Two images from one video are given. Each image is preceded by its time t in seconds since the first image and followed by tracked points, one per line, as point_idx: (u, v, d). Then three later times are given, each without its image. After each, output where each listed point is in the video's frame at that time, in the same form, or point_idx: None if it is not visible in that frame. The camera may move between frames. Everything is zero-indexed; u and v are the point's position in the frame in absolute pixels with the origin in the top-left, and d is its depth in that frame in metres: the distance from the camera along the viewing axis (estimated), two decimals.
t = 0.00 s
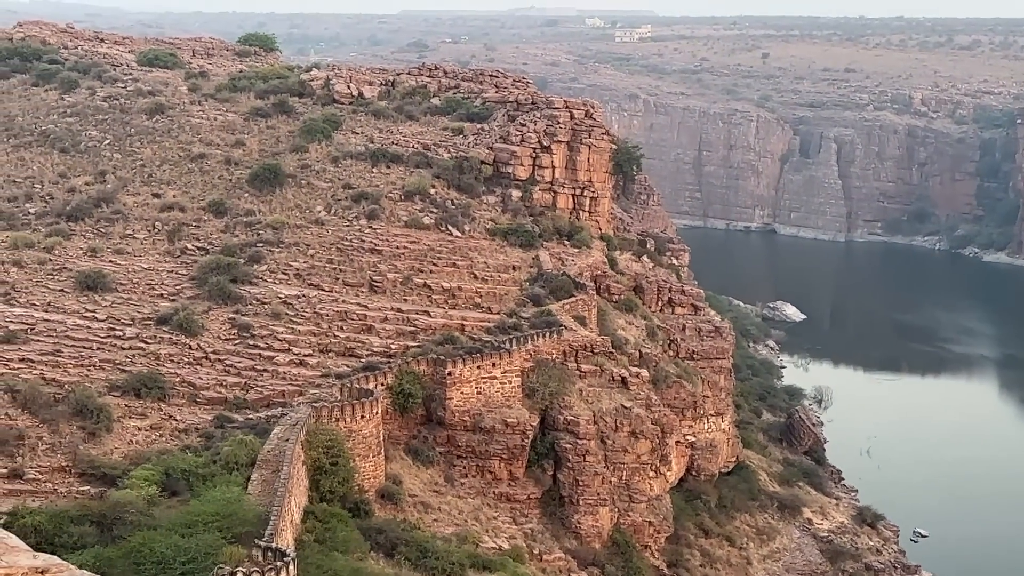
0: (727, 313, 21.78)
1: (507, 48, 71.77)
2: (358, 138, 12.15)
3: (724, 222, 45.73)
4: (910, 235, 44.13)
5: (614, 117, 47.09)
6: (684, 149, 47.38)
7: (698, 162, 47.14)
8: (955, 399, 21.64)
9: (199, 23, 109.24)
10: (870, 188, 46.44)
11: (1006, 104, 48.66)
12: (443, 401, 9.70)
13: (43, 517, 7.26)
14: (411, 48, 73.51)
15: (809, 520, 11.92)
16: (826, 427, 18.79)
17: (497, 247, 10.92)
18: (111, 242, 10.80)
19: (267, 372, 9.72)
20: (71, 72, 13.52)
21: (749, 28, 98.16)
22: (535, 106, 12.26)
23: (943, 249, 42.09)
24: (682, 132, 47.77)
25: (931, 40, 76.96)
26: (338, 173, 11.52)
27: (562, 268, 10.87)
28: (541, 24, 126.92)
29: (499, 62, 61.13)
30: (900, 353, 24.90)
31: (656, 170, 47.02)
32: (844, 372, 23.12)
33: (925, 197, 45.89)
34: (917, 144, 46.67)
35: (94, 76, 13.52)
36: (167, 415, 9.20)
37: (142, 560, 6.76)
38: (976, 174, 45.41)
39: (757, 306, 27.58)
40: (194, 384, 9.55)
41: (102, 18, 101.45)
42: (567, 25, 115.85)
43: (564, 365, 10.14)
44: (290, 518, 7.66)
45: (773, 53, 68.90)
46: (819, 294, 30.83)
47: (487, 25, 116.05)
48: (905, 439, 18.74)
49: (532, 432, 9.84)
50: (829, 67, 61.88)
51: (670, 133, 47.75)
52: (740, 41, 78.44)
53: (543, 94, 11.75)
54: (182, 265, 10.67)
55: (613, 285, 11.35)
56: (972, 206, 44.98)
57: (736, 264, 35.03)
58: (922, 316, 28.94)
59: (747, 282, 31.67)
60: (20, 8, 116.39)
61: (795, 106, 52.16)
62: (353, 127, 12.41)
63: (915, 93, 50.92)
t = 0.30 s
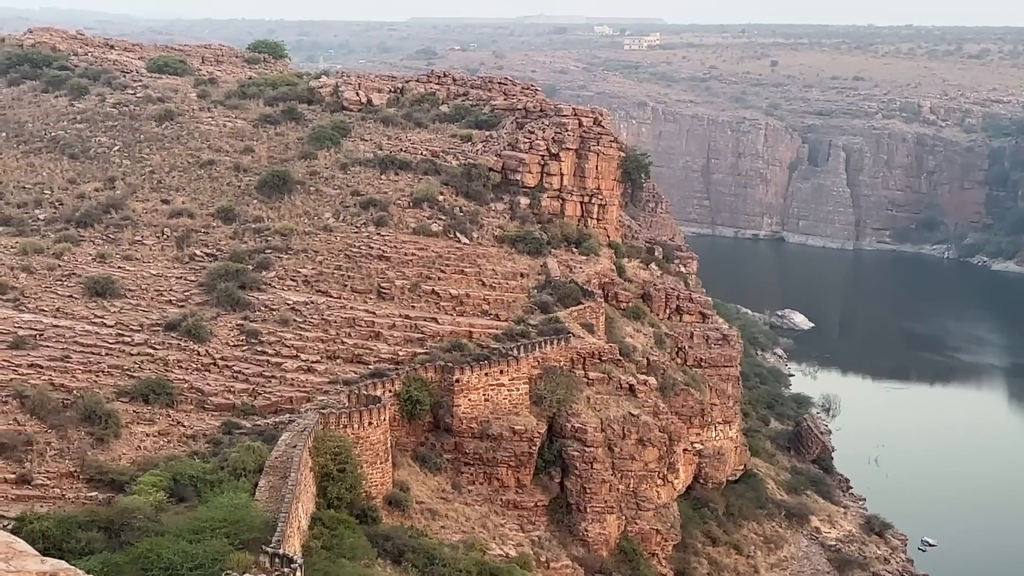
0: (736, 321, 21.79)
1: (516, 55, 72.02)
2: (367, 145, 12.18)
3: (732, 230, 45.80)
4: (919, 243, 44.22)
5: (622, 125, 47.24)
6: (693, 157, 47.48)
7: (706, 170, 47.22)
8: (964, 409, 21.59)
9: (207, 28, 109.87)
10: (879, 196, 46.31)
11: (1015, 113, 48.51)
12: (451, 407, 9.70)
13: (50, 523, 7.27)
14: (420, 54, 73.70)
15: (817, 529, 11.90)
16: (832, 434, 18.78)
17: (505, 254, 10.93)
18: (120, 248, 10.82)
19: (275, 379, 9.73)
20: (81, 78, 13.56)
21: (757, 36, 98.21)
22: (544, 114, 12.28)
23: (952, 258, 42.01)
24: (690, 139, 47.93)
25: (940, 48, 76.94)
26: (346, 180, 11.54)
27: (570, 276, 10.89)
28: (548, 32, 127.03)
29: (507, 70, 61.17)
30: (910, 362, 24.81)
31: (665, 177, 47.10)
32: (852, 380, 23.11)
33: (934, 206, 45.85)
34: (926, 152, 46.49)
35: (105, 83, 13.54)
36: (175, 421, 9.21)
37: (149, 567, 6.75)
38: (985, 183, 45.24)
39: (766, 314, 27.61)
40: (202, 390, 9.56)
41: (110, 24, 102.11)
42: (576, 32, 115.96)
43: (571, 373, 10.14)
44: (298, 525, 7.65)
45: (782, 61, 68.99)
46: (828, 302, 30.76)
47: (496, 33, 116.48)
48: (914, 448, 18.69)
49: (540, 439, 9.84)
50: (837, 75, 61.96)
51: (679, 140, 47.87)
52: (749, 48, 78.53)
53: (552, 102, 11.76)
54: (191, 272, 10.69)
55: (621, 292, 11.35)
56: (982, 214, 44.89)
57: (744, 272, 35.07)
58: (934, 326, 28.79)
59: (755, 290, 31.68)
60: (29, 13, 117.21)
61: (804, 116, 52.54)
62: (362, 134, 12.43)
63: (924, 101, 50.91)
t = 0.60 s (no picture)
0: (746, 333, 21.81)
1: (526, 64, 72.23)
2: (376, 154, 12.19)
3: (741, 240, 46.03)
4: (928, 254, 44.29)
5: (632, 134, 47.06)
6: (701, 167, 47.54)
7: (715, 180, 47.27)
8: (976, 422, 21.46)
9: (217, 38, 110.97)
10: (889, 207, 46.26)
11: None
12: (459, 417, 9.69)
13: (59, 531, 7.27)
14: (429, 63, 73.88)
15: (825, 540, 11.87)
16: (841, 444, 18.77)
17: (514, 264, 10.94)
18: (129, 256, 10.85)
19: (283, 387, 9.73)
20: (91, 87, 13.60)
21: (766, 46, 98.18)
22: (553, 123, 12.30)
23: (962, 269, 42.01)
24: (699, 149, 47.87)
25: (948, 60, 76.86)
26: (355, 189, 11.55)
27: (578, 285, 10.89)
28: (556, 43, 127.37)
29: (516, 79, 61.11)
30: (921, 375, 24.65)
31: (674, 188, 47.12)
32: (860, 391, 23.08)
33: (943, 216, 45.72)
34: (935, 163, 46.30)
35: (116, 93, 13.58)
36: (183, 430, 9.22)
37: (157, 575, 6.78)
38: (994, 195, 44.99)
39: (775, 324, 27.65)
40: (210, 399, 9.56)
41: (121, 32, 102.81)
42: (584, 42, 116.10)
43: (579, 383, 10.13)
44: (306, 534, 7.64)
45: (790, 71, 68.96)
46: (837, 314, 30.66)
47: (506, 44, 117.04)
48: (926, 460, 18.60)
49: (549, 449, 9.87)
50: (845, 86, 61.79)
51: (688, 151, 47.85)
52: (758, 58, 78.60)
53: (561, 112, 11.78)
54: (200, 280, 10.71)
55: (630, 302, 11.34)
56: (992, 225, 44.64)
57: (752, 281, 35.17)
58: (946, 339, 28.57)
59: (764, 300, 31.73)
60: (40, 20, 118.22)
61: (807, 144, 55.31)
62: (371, 143, 12.45)
63: (933, 112, 50.85)
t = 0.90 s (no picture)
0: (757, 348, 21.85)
1: (536, 78, 72.60)
2: (387, 168, 12.22)
3: (751, 254, 45.94)
4: (939, 269, 44.32)
5: (642, 148, 47.24)
6: (711, 181, 47.60)
7: (725, 194, 47.31)
8: (988, 438, 21.35)
9: (229, 51, 112.12)
10: (900, 221, 46.22)
11: None
12: (469, 430, 9.68)
13: (68, 543, 7.24)
14: (441, 77, 74.47)
15: (836, 556, 11.82)
16: (851, 458, 18.72)
17: (524, 277, 10.94)
18: (140, 269, 10.87)
19: (294, 401, 9.73)
20: (104, 101, 13.66)
21: (775, 60, 98.12)
22: (564, 137, 12.32)
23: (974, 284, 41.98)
24: (709, 163, 47.93)
25: (958, 75, 76.77)
26: (366, 203, 11.57)
27: (588, 299, 10.89)
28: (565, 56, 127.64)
29: (526, 93, 61.49)
30: (933, 391, 24.49)
31: (684, 202, 47.35)
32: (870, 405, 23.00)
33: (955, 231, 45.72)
34: (946, 177, 46.38)
35: (128, 106, 13.63)
36: (194, 442, 9.22)
37: None
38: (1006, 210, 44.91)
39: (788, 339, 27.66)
40: (220, 411, 9.57)
41: (134, 45, 103.91)
42: (594, 56, 116.38)
43: (590, 397, 10.11)
44: (315, 548, 7.61)
45: (801, 86, 69.05)
46: (849, 328, 30.56)
47: (517, 57, 117.70)
48: (938, 476, 18.47)
49: (560, 463, 9.85)
50: (855, 101, 61.70)
51: (699, 165, 47.93)
52: (768, 73, 78.87)
53: (572, 126, 11.81)
54: (210, 293, 10.72)
55: (640, 316, 11.36)
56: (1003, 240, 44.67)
57: (762, 295, 35.14)
58: (959, 355, 28.33)
59: (776, 314, 31.73)
60: (53, 33, 119.49)
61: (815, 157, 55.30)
62: (382, 157, 12.48)
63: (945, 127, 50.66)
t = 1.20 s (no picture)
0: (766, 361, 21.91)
1: (546, 94, 73.09)
2: (397, 182, 12.24)
3: (762, 269, 46.13)
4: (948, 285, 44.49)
5: (653, 164, 47.11)
6: (721, 197, 47.55)
7: (736, 210, 47.34)
8: (999, 455, 21.27)
9: (239, 68, 113.76)
10: (910, 237, 46.20)
11: None
12: (478, 445, 9.66)
13: (78, 556, 7.32)
14: (455, 92, 74.85)
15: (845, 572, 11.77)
16: (860, 475, 18.72)
17: (533, 292, 10.96)
18: (151, 282, 10.90)
19: (303, 415, 9.73)
20: (115, 115, 13.72)
21: (785, 77, 98.24)
22: (573, 152, 12.34)
23: (983, 300, 42.31)
24: (720, 179, 47.93)
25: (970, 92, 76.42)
26: (376, 217, 11.58)
27: (597, 314, 10.88)
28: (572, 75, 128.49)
29: (538, 109, 61.35)
30: (944, 408, 24.45)
31: (695, 218, 47.21)
32: (879, 422, 23.00)
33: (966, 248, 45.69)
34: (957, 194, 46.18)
35: (138, 121, 13.65)
36: (203, 456, 9.21)
37: None
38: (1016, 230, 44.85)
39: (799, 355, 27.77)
40: (230, 425, 9.57)
41: (147, 59, 105.31)
42: (602, 72, 117.52)
43: (599, 412, 10.09)
44: (323, 563, 7.57)
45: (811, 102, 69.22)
46: (860, 344, 30.59)
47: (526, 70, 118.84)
48: (949, 493, 18.43)
49: (569, 477, 9.82)
50: (869, 116, 61.66)
51: (709, 180, 47.88)
52: (777, 89, 79.33)
53: (581, 141, 11.83)
54: (220, 306, 10.73)
55: (649, 331, 11.36)
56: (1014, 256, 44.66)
57: (772, 310, 35.28)
58: (971, 372, 28.25)
59: (785, 328, 31.85)
60: (67, 46, 121.15)
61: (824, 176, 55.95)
62: (392, 171, 12.51)
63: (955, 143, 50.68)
